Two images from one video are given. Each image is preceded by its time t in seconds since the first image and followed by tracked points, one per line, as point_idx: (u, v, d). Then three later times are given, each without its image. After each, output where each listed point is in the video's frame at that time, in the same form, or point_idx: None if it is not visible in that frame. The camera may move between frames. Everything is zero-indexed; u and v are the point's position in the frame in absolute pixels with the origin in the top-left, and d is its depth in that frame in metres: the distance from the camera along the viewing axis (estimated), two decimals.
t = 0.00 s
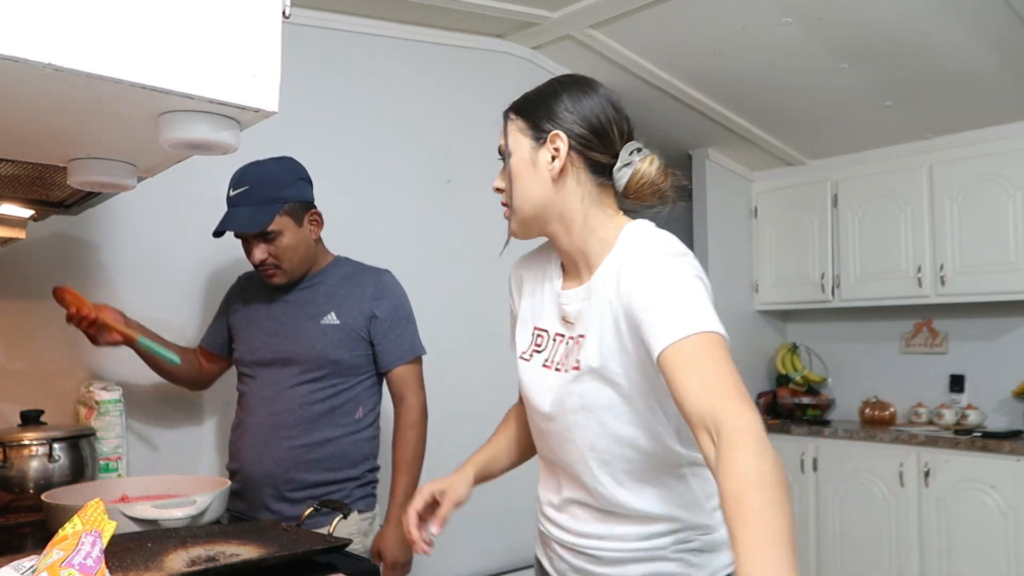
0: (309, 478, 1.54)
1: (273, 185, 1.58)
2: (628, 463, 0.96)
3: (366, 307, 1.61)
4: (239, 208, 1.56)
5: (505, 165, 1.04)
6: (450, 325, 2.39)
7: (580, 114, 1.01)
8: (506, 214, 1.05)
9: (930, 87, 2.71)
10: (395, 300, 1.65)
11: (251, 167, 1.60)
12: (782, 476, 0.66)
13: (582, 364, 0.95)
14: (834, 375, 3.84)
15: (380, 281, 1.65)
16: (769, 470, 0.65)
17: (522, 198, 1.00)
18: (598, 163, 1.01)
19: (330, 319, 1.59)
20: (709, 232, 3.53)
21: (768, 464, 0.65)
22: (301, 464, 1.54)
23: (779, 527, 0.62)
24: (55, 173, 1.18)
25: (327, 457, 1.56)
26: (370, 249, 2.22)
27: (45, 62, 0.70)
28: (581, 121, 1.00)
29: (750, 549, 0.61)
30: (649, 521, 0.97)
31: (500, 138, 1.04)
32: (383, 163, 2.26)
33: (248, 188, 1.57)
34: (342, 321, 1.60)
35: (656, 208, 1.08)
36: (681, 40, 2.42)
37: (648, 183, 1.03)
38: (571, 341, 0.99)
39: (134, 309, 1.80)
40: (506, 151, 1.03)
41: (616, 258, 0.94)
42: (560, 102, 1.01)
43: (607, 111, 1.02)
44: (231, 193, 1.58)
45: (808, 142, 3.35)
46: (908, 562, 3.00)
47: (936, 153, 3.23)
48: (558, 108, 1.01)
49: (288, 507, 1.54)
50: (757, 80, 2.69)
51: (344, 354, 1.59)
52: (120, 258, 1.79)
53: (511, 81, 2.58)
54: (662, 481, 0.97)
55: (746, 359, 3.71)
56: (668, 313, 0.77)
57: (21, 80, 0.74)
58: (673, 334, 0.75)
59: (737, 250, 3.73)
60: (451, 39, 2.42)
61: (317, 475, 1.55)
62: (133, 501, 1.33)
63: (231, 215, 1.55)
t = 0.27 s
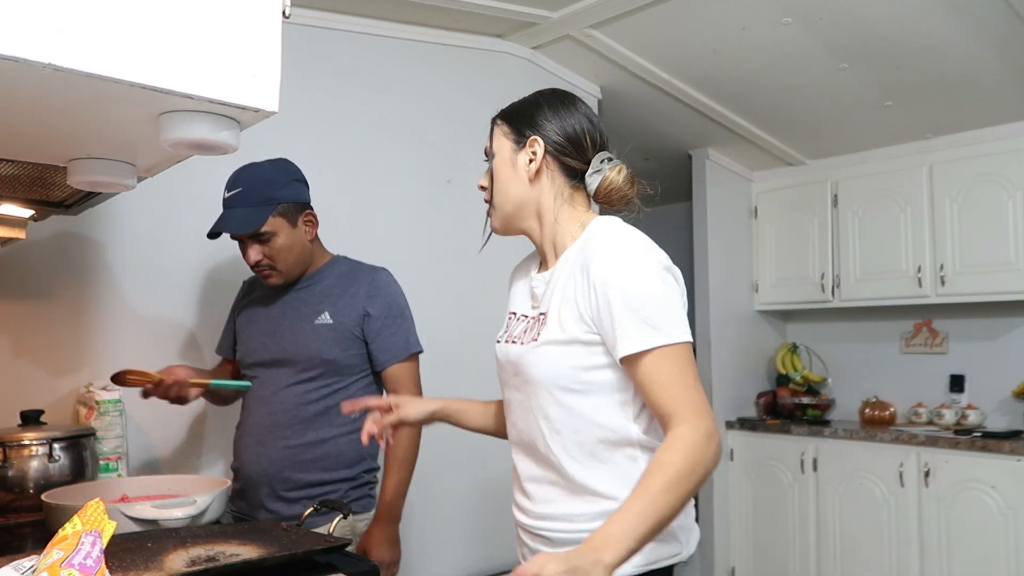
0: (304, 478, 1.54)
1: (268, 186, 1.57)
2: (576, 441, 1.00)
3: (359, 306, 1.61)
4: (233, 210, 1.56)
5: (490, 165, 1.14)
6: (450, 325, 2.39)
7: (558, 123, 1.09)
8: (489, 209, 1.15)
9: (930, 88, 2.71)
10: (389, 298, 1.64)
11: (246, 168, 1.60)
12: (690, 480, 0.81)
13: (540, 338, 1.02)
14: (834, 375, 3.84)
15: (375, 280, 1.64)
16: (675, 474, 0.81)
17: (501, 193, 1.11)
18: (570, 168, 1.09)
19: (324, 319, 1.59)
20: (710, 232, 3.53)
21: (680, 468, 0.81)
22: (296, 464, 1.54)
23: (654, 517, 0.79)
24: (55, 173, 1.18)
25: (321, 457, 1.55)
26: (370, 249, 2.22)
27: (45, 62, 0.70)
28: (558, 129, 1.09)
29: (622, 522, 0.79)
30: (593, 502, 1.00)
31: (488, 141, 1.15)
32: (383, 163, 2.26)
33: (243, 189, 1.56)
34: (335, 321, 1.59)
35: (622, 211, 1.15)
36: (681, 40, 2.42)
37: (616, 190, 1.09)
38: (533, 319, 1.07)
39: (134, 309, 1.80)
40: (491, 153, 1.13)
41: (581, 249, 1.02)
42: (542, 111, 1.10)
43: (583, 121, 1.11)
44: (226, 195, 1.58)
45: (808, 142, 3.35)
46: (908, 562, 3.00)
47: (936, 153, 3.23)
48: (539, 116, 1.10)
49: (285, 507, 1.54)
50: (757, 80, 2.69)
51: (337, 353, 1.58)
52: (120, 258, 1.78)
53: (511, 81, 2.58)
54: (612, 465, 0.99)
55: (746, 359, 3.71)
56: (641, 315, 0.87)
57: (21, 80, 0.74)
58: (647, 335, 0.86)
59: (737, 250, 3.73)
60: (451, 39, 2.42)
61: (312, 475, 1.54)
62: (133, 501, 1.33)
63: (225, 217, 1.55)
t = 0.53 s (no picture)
0: (304, 477, 1.54)
1: (270, 186, 1.57)
2: (551, 432, 1.01)
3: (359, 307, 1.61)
4: (236, 209, 1.56)
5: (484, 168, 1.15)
6: (450, 325, 2.39)
7: (547, 124, 1.10)
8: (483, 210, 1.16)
9: (930, 87, 2.71)
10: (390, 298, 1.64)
11: (250, 168, 1.61)
12: (637, 478, 0.86)
13: (519, 329, 1.04)
14: (834, 375, 3.84)
15: (375, 281, 1.64)
16: (624, 471, 0.85)
17: (493, 194, 1.12)
18: (560, 167, 1.09)
19: (324, 319, 1.59)
20: (710, 232, 3.53)
21: (628, 467, 0.86)
22: (296, 463, 1.54)
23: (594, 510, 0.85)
24: (55, 173, 1.18)
25: (321, 456, 1.55)
26: (370, 249, 2.22)
27: (45, 62, 0.70)
28: (547, 130, 1.09)
29: (569, 512, 0.85)
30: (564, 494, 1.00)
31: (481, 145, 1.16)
32: (383, 163, 2.26)
33: (245, 189, 1.56)
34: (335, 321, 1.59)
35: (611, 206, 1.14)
36: (681, 40, 2.42)
37: (607, 186, 1.08)
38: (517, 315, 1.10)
39: (134, 309, 1.80)
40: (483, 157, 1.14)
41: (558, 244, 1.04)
42: (530, 113, 1.11)
43: (571, 120, 1.11)
44: (229, 195, 1.58)
45: (808, 142, 3.35)
46: (908, 562, 3.00)
47: (936, 153, 3.23)
48: (530, 117, 1.10)
49: (285, 506, 1.54)
50: (757, 80, 2.69)
51: (336, 353, 1.58)
52: (120, 258, 1.78)
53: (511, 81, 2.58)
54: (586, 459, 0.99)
55: (746, 359, 3.71)
56: (614, 310, 0.90)
57: (21, 80, 0.74)
58: (616, 332, 0.90)
59: (738, 250, 3.73)
60: (451, 39, 2.42)
61: (312, 475, 1.54)
62: (133, 501, 1.33)
63: (228, 216, 1.55)
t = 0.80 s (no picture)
0: (304, 477, 1.54)
1: (280, 185, 1.57)
2: (543, 434, 1.01)
3: (361, 308, 1.61)
4: (244, 207, 1.55)
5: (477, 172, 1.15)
6: (450, 325, 2.39)
7: (535, 124, 1.09)
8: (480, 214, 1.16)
9: (930, 87, 2.71)
10: (391, 301, 1.65)
11: (257, 166, 1.60)
12: (632, 502, 0.87)
13: (517, 330, 1.04)
14: (834, 375, 3.84)
15: (376, 283, 1.65)
16: (618, 496, 0.87)
17: (490, 200, 1.12)
18: (555, 166, 1.10)
19: (325, 320, 1.59)
20: (710, 232, 3.53)
21: (623, 490, 0.87)
22: (295, 463, 1.54)
23: (596, 539, 0.86)
24: (55, 173, 1.18)
25: (321, 457, 1.56)
26: (370, 248, 2.22)
27: (45, 62, 0.70)
28: (538, 131, 1.09)
29: (573, 542, 0.86)
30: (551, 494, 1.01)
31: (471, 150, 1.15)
32: (383, 163, 2.26)
33: (255, 187, 1.56)
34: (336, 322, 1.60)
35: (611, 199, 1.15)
36: (681, 40, 2.42)
37: (605, 178, 1.08)
38: (515, 313, 1.09)
39: (134, 309, 1.80)
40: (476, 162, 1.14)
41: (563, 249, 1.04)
42: (518, 113, 1.10)
43: (560, 114, 1.10)
44: (236, 191, 1.58)
45: (808, 142, 3.35)
46: (908, 562, 3.00)
47: (936, 153, 3.23)
48: (517, 120, 1.10)
49: (284, 506, 1.54)
50: (757, 80, 2.69)
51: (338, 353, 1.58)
52: (120, 258, 1.78)
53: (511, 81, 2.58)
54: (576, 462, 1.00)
55: (746, 359, 3.71)
56: (614, 323, 0.90)
57: (21, 80, 0.74)
58: (612, 346, 0.89)
59: (738, 250, 3.73)
60: (451, 39, 2.42)
61: (313, 474, 1.54)
62: (133, 501, 1.33)
63: (235, 213, 1.54)
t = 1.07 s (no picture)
0: (305, 476, 1.54)
1: (282, 184, 1.57)
2: (546, 444, 1.01)
3: (362, 308, 1.62)
4: (247, 206, 1.54)
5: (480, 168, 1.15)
6: (450, 325, 2.38)
7: (540, 129, 1.08)
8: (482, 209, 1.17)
9: (930, 87, 2.71)
10: (392, 301, 1.65)
11: (258, 166, 1.59)
12: (636, 518, 0.87)
13: (519, 340, 1.04)
14: (834, 376, 3.84)
15: (377, 283, 1.65)
16: (626, 513, 0.87)
17: (490, 198, 1.12)
18: (558, 173, 1.09)
19: (326, 319, 1.59)
20: (710, 232, 3.52)
21: (628, 507, 0.87)
22: (297, 463, 1.55)
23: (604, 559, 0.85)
24: (55, 173, 1.18)
25: (322, 456, 1.56)
26: (370, 248, 2.22)
27: (45, 62, 0.70)
28: (542, 136, 1.08)
29: (583, 564, 0.85)
30: (557, 500, 1.01)
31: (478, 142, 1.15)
32: (383, 163, 2.26)
33: (258, 186, 1.56)
34: (338, 321, 1.60)
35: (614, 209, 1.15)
36: (681, 40, 2.43)
37: (606, 191, 1.09)
38: (517, 321, 1.09)
39: (134, 308, 1.80)
40: (479, 157, 1.14)
41: (565, 258, 1.04)
42: (526, 115, 1.09)
43: (568, 120, 1.09)
44: (238, 191, 1.57)
45: (808, 143, 3.35)
46: (908, 562, 3.00)
47: (935, 153, 3.23)
48: (523, 121, 1.09)
49: (285, 506, 1.53)
50: (757, 80, 2.69)
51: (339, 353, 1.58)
52: (120, 258, 1.78)
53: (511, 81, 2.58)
54: (579, 469, 1.01)
55: (746, 359, 3.71)
56: (615, 334, 0.90)
57: (21, 80, 0.74)
58: (612, 358, 0.89)
59: (738, 249, 3.73)
60: (451, 39, 2.42)
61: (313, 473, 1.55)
62: (133, 501, 1.33)
63: (238, 212, 1.54)
